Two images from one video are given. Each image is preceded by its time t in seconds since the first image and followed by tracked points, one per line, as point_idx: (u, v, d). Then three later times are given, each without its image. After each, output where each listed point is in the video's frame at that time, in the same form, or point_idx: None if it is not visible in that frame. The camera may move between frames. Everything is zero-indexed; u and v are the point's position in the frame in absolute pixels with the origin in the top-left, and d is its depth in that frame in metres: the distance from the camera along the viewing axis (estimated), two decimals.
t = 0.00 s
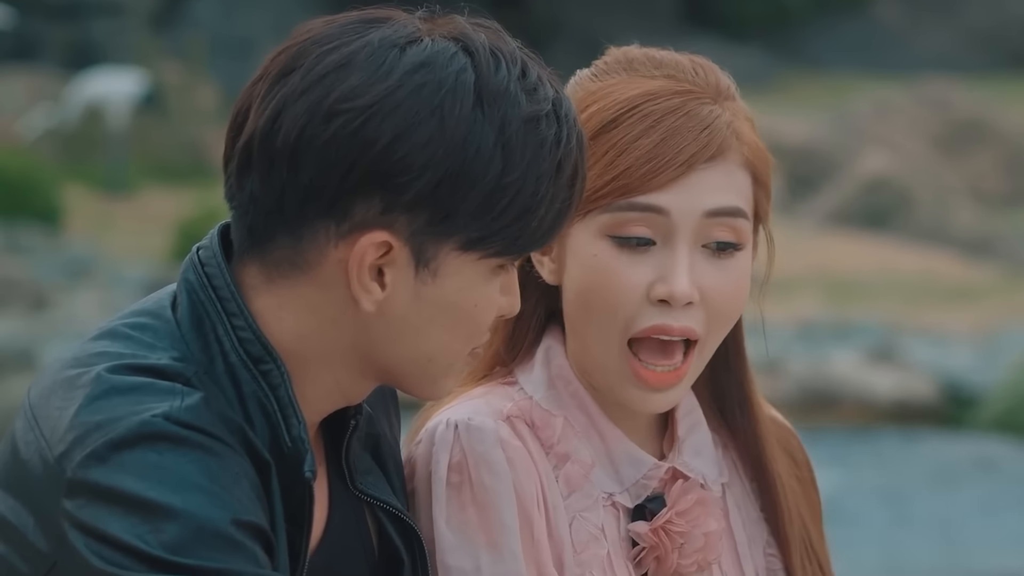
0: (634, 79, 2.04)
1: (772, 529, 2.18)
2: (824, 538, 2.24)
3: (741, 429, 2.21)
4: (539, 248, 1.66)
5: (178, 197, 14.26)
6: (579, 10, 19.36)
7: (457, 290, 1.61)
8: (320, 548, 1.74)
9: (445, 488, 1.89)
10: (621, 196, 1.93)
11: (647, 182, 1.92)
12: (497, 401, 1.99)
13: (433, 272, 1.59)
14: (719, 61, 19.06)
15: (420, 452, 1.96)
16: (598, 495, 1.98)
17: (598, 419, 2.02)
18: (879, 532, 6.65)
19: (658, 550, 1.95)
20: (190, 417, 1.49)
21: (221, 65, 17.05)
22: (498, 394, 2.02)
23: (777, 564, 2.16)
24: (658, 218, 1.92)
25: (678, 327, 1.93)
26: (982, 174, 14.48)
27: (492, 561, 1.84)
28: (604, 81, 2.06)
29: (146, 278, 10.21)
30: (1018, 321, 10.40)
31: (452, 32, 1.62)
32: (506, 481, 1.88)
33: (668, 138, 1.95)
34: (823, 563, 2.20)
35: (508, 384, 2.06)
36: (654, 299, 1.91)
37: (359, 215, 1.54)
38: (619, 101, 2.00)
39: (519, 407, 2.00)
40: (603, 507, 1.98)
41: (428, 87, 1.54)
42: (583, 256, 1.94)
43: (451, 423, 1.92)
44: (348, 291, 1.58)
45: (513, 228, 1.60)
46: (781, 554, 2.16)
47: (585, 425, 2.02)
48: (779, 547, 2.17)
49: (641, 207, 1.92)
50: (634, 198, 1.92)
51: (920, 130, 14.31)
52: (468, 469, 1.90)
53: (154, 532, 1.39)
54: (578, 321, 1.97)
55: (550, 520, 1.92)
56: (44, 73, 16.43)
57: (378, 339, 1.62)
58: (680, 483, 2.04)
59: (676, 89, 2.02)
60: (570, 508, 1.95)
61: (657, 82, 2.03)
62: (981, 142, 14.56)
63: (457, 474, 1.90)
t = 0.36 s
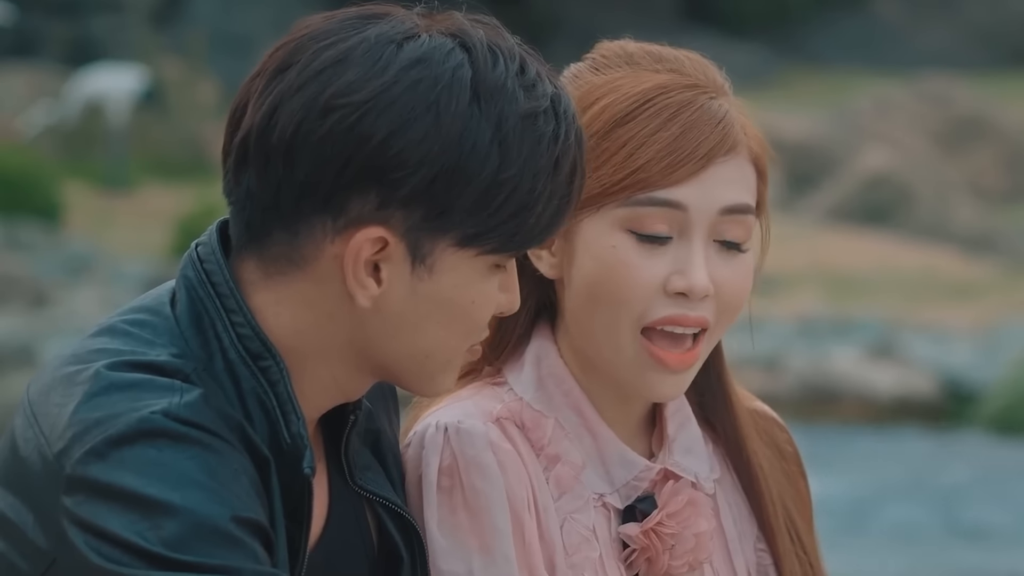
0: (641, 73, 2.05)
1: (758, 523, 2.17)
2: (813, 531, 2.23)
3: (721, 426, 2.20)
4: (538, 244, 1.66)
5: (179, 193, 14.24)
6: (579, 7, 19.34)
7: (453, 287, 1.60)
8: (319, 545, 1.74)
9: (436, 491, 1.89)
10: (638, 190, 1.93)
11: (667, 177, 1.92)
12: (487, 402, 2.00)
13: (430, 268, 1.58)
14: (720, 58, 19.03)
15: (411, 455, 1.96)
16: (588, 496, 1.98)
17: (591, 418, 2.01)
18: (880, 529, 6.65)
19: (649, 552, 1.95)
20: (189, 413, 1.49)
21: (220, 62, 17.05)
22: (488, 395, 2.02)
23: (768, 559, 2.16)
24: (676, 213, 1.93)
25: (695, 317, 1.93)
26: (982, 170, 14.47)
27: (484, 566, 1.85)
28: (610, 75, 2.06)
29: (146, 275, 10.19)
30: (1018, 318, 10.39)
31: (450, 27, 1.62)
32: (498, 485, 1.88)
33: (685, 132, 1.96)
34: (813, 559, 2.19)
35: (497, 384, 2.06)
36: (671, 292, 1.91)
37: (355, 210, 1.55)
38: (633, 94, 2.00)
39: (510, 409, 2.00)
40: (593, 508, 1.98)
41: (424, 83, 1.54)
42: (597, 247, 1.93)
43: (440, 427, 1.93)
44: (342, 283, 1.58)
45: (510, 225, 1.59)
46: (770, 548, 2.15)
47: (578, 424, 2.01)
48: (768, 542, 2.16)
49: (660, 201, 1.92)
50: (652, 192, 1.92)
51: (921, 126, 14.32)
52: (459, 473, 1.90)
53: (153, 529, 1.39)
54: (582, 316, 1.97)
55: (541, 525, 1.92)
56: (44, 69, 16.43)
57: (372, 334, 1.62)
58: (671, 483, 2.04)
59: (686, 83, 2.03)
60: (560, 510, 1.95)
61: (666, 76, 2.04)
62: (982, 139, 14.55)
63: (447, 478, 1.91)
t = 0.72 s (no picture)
0: (646, 75, 2.04)
1: (761, 524, 2.17)
2: (816, 534, 2.24)
3: (725, 427, 2.20)
4: (501, 252, 1.54)
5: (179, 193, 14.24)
6: (579, 7, 19.33)
7: (396, 279, 1.54)
8: (321, 545, 1.73)
9: (437, 495, 1.89)
10: (646, 193, 1.93)
11: (674, 180, 1.93)
12: (489, 404, 2.00)
13: (372, 256, 1.53)
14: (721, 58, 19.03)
15: (411, 458, 1.96)
16: (590, 500, 1.97)
17: (594, 421, 2.01)
18: (880, 529, 6.64)
19: (650, 555, 1.95)
20: (189, 413, 1.49)
21: (221, 61, 17.05)
22: (490, 397, 2.02)
23: (770, 561, 2.16)
24: (684, 216, 1.93)
25: (702, 324, 1.91)
26: (982, 170, 14.47)
27: (485, 569, 1.85)
28: (615, 76, 2.06)
29: (147, 275, 10.19)
30: (1019, 318, 10.39)
31: (441, 26, 1.59)
32: (500, 490, 1.88)
33: (694, 135, 1.96)
34: (815, 559, 2.20)
35: (499, 387, 2.05)
36: (680, 295, 1.90)
37: (303, 187, 1.54)
38: (642, 96, 2.00)
39: (511, 412, 2.00)
40: (596, 511, 1.97)
41: (370, 64, 1.51)
42: (605, 251, 1.94)
43: (442, 430, 1.93)
44: (286, 259, 1.57)
45: (454, 223, 1.50)
46: (773, 548, 2.16)
47: (580, 427, 2.01)
48: (771, 545, 2.17)
49: (668, 205, 1.92)
50: (661, 195, 1.92)
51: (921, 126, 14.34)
52: (460, 477, 1.90)
53: (155, 529, 1.39)
54: (589, 315, 1.96)
55: (543, 527, 1.92)
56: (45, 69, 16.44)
57: (330, 327, 1.59)
58: (673, 486, 2.03)
59: (693, 86, 2.03)
60: (563, 513, 1.95)
61: (670, 78, 2.04)
62: (982, 138, 14.55)
63: (449, 481, 1.91)
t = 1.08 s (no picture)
0: (645, 73, 2.06)
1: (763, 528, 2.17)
2: (819, 538, 2.24)
3: (725, 435, 2.21)
4: (483, 249, 1.53)
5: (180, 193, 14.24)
6: (579, 7, 19.34)
7: (377, 272, 1.53)
8: (323, 546, 1.72)
9: (438, 496, 1.89)
10: (647, 185, 1.93)
11: (675, 172, 1.93)
12: (491, 405, 2.00)
13: (351, 251, 1.53)
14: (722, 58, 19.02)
15: (413, 459, 1.96)
16: (591, 502, 1.97)
17: (597, 423, 2.01)
18: (879, 529, 6.63)
19: (652, 556, 1.95)
20: (190, 412, 1.49)
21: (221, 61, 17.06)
22: (492, 399, 2.02)
23: (772, 564, 2.16)
24: (685, 209, 1.93)
25: (711, 315, 1.90)
26: (982, 170, 14.47)
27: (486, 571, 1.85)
28: (613, 75, 2.07)
29: (147, 275, 10.19)
30: (1020, 318, 10.39)
31: (427, 22, 1.59)
32: (501, 491, 1.88)
33: (692, 127, 1.97)
34: (817, 562, 2.20)
35: (501, 389, 2.05)
36: (686, 287, 1.89)
37: (284, 182, 1.54)
38: (641, 90, 2.01)
39: (513, 413, 2.00)
40: (597, 513, 1.97)
41: (349, 58, 1.52)
42: (608, 244, 1.94)
43: (443, 431, 1.93)
44: (269, 253, 1.56)
45: (432, 218, 1.49)
46: (775, 552, 2.16)
47: (581, 428, 2.01)
48: (772, 548, 2.17)
49: (667, 197, 1.93)
50: (661, 187, 1.93)
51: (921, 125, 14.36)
52: (461, 478, 1.90)
53: (156, 529, 1.39)
54: (594, 309, 1.96)
55: (545, 529, 1.92)
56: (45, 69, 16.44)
57: (316, 325, 1.58)
58: (674, 487, 2.03)
59: (691, 81, 2.04)
60: (564, 514, 1.95)
61: (667, 74, 2.05)
62: (983, 138, 14.55)
63: (449, 483, 1.91)
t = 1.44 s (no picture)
0: (627, 69, 2.07)
1: (764, 524, 2.17)
2: (820, 536, 2.23)
3: (725, 434, 2.20)
4: (486, 247, 1.53)
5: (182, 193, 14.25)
6: (580, 7, 19.34)
7: (378, 272, 1.53)
8: (324, 548, 1.72)
9: (438, 493, 1.89)
10: (641, 175, 1.94)
11: (667, 160, 1.94)
12: (490, 403, 2.00)
13: (354, 250, 1.53)
14: (724, 58, 19.03)
15: (413, 458, 1.96)
16: (593, 496, 1.98)
17: (597, 419, 2.01)
18: (878, 530, 6.63)
19: (654, 550, 1.95)
20: (192, 414, 1.49)
21: (223, 61, 17.06)
22: (491, 397, 2.02)
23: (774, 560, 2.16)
24: (681, 197, 1.94)
25: (713, 296, 1.91)
26: (983, 171, 14.47)
27: (488, 568, 1.85)
28: (595, 75, 2.08)
29: (148, 276, 10.20)
30: (1021, 318, 10.38)
31: (429, 22, 1.59)
32: (502, 488, 1.88)
33: (680, 115, 1.98)
34: (817, 558, 2.20)
35: (500, 387, 2.05)
36: (686, 271, 1.90)
37: (286, 182, 1.54)
38: (623, 85, 2.02)
39: (513, 410, 2.00)
40: (598, 508, 1.98)
41: (350, 58, 1.52)
42: (605, 237, 1.94)
43: (443, 429, 1.93)
44: (272, 254, 1.57)
45: (435, 217, 1.50)
46: (775, 546, 2.15)
47: (583, 424, 2.01)
48: (774, 543, 2.16)
49: (664, 185, 1.93)
50: (655, 176, 1.94)
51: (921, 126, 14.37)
52: (462, 475, 1.91)
53: (157, 529, 1.39)
54: (592, 303, 1.96)
55: (545, 525, 1.92)
56: (46, 70, 16.45)
57: (318, 324, 1.59)
58: (676, 482, 2.03)
59: (673, 73, 2.05)
60: (565, 510, 1.95)
61: (649, 70, 2.06)
62: (984, 137, 14.55)
63: (450, 480, 1.91)
